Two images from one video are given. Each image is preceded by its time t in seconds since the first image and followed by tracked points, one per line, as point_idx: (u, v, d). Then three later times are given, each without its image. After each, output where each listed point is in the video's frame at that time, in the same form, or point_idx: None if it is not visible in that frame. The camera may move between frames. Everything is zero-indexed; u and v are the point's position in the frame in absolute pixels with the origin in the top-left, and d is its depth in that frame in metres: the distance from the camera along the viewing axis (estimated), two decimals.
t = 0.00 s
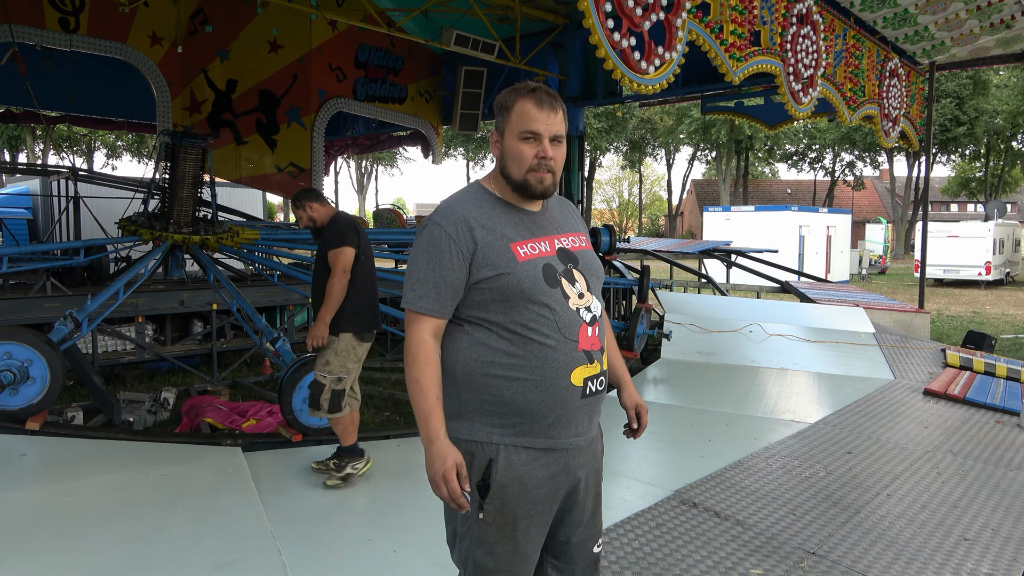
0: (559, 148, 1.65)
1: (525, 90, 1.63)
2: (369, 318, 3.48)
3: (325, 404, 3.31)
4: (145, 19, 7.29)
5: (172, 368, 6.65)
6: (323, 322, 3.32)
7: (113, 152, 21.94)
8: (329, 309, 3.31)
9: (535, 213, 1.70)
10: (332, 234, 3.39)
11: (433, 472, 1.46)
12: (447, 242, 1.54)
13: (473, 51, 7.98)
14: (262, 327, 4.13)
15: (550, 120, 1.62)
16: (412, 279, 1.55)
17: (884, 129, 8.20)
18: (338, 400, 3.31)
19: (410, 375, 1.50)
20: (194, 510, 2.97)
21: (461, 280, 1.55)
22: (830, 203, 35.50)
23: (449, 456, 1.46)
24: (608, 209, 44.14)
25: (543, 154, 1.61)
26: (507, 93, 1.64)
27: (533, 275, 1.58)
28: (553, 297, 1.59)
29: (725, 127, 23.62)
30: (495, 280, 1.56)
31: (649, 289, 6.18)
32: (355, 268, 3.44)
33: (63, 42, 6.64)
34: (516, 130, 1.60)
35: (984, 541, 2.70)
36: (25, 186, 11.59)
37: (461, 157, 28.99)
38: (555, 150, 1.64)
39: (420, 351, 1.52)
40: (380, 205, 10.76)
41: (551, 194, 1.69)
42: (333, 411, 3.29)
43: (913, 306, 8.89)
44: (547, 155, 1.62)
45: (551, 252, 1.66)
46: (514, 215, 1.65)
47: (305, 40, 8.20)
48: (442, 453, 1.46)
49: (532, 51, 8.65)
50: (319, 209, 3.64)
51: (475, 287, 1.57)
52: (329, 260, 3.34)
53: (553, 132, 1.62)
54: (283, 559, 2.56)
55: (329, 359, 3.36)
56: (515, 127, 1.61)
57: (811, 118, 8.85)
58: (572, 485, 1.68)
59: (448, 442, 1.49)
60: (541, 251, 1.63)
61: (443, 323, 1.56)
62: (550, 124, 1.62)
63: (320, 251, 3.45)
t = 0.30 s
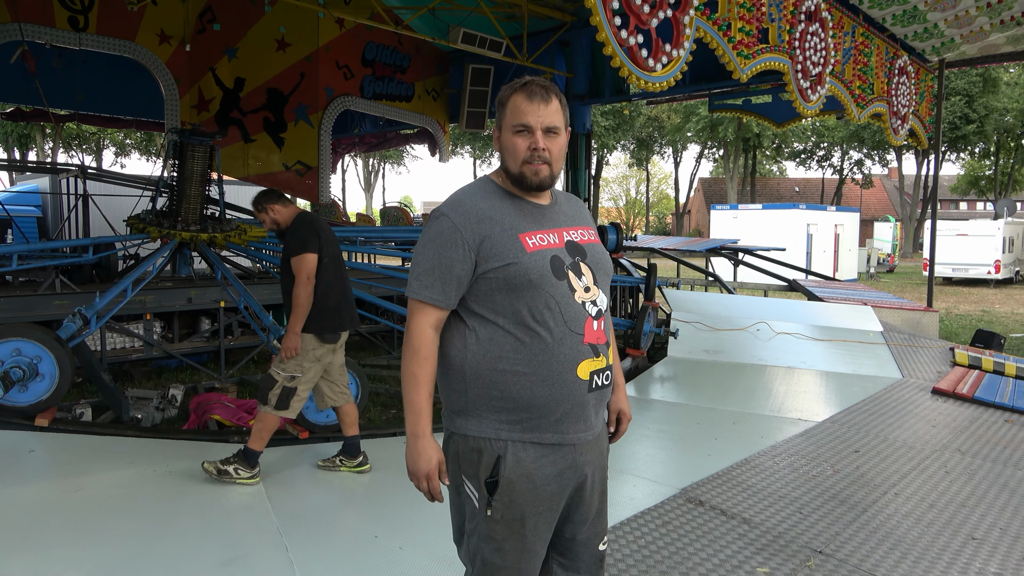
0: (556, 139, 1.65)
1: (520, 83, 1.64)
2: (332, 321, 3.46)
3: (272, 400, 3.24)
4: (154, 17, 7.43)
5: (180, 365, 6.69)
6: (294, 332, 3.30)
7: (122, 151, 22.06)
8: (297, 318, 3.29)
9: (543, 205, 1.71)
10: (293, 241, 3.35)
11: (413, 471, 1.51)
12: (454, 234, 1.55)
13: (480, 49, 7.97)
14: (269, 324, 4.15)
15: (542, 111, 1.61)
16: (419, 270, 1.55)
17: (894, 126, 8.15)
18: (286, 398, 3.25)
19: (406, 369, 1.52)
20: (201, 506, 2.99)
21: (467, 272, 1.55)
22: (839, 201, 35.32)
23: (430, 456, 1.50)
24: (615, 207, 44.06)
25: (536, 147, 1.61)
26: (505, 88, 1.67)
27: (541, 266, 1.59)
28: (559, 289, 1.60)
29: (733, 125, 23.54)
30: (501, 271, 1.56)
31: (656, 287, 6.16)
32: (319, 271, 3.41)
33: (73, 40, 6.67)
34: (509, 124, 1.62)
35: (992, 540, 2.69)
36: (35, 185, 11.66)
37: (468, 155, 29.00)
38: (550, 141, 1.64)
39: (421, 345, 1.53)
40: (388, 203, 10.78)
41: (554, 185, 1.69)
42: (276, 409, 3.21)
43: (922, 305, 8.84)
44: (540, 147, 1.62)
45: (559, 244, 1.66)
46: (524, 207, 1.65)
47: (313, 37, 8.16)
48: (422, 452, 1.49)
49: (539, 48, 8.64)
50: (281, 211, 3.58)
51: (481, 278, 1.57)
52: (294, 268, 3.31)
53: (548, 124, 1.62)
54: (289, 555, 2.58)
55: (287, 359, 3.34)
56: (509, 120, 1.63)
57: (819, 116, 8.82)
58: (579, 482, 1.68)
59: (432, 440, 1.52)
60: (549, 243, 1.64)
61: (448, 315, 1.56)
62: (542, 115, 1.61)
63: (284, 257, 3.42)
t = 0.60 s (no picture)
0: (551, 129, 1.65)
1: (513, 75, 1.64)
2: (284, 317, 3.35)
3: (229, 403, 3.20)
4: (155, 14, 7.29)
5: (182, 361, 6.69)
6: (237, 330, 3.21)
7: (123, 147, 22.05)
8: (240, 318, 3.19)
9: (542, 195, 1.71)
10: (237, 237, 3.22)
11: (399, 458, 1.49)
12: (453, 222, 1.56)
13: (481, 45, 7.96)
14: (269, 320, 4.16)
15: (536, 103, 1.61)
16: (418, 260, 1.56)
17: (895, 123, 8.13)
18: (244, 398, 3.19)
19: (399, 356, 1.51)
20: (202, 503, 2.99)
21: (467, 260, 1.55)
22: (841, 198, 35.27)
23: (417, 443, 1.49)
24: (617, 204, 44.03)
25: (532, 138, 1.62)
26: (498, 80, 1.66)
27: (542, 253, 1.59)
28: (559, 277, 1.60)
29: (735, 122, 23.50)
30: (501, 259, 1.56)
31: (658, 284, 6.14)
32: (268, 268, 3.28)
33: (74, 37, 6.67)
34: (504, 116, 1.62)
35: (993, 536, 2.69)
36: (36, 182, 11.65)
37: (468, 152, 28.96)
38: (545, 131, 1.64)
39: (419, 333, 1.53)
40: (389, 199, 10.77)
41: (550, 175, 1.69)
42: (236, 412, 3.17)
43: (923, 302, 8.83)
44: (536, 138, 1.62)
45: (558, 232, 1.66)
46: (523, 197, 1.66)
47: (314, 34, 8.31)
48: (409, 439, 1.48)
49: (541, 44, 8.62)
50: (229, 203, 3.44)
51: (481, 266, 1.57)
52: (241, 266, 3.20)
53: (542, 115, 1.62)
54: (290, 551, 2.58)
55: (240, 358, 3.29)
56: (503, 113, 1.63)
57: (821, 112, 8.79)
58: (579, 476, 1.68)
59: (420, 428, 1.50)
60: (549, 230, 1.64)
61: (447, 304, 1.56)
62: (537, 106, 1.61)
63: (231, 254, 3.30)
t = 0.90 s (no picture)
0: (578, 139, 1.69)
1: (549, 80, 1.65)
2: (261, 312, 3.25)
3: (229, 403, 3.17)
4: (156, 10, 7.39)
5: (184, 358, 6.70)
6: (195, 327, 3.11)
7: (124, 144, 22.05)
8: (197, 315, 3.08)
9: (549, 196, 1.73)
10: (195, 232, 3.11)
11: (442, 463, 1.48)
12: (455, 224, 1.53)
13: (482, 41, 7.94)
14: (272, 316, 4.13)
15: (575, 111, 1.65)
16: (420, 263, 1.53)
17: (897, 118, 8.11)
18: (243, 398, 3.18)
19: (417, 362, 1.50)
20: (205, 499, 3.00)
21: (470, 262, 1.54)
22: (842, 193, 35.22)
23: (461, 446, 1.48)
24: (618, 200, 44.00)
25: (569, 146, 1.65)
26: (531, 82, 1.63)
27: (545, 252, 1.59)
28: (563, 275, 1.60)
29: (736, 118, 23.46)
30: (506, 259, 1.55)
31: (660, 280, 6.13)
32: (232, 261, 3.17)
33: (74, 34, 6.68)
34: (544, 120, 1.61)
35: (994, 531, 2.70)
36: (38, 178, 11.65)
37: (470, 148, 28.93)
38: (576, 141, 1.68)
39: (431, 336, 1.51)
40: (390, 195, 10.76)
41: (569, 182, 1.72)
42: (239, 411, 3.16)
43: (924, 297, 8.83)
44: (571, 147, 1.65)
45: (558, 231, 1.66)
46: (523, 196, 1.66)
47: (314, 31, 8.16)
48: (452, 444, 1.47)
49: (542, 40, 8.60)
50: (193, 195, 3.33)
51: (485, 267, 1.56)
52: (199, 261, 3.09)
53: (577, 124, 1.66)
54: (293, 548, 2.59)
55: (227, 355, 3.21)
56: (544, 117, 1.61)
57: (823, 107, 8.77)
58: (584, 471, 1.69)
59: (458, 432, 1.50)
60: (549, 230, 1.64)
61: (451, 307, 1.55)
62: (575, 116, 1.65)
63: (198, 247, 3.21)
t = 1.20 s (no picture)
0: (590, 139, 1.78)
1: (577, 80, 1.67)
2: (262, 304, 3.28)
3: (233, 399, 3.20)
4: (159, 8, 7.34)
5: (189, 355, 6.73)
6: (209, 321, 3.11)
7: (129, 143, 22.13)
8: (211, 307, 3.09)
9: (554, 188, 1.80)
10: (198, 226, 3.11)
11: (436, 473, 1.50)
12: (470, 223, 1.52)
13: (485, 38, 7.94)
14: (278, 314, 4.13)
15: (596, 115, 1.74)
16: (434, 262, 1.52)
17: (902, 113, 8.08)
18: (248, 394, 3.21)
19: (426, 365, 1.48)
20: (212, 495, 3.02)
21: (486, 261, 1.53)
22: (847, 189, 35.10)
23: (457, 460, 1.50)
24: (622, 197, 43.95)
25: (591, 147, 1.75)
26: (570, 84, 1.65)
27: (561, 251, 1.60)
28: (578, 274, 1.61)
29: (740, 113, 23.39)
30: (523, 258, 1.55)
31: (664, 276, 6.13)
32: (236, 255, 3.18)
33: (78, 33, 6.68)
34: (584, 124, 1.66)
35: (1000, 527, 2.70)
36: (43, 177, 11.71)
37: (473, 144, 28.91)
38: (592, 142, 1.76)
39: (443, 338, 1.51)
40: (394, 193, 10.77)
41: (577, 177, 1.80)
42: (245, 406, 3.21)
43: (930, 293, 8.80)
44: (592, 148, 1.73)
45: (569, 229, 1.67)
46: (533, 193, 1.66)
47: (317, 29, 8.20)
48: (442, 465, 1.49)
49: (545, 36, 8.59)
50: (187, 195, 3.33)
51: (501, 267, 1.55)
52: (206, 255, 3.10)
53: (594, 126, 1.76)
54: (300, 543, 2.61)
55: (228, 352, 3.22)
56: (583, 120, 1.67)
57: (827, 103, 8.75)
58: (593, 467, 1.71)
59: (456, 443, 1.51)
60: (562, 228, 1.64)
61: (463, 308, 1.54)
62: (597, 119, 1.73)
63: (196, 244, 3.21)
